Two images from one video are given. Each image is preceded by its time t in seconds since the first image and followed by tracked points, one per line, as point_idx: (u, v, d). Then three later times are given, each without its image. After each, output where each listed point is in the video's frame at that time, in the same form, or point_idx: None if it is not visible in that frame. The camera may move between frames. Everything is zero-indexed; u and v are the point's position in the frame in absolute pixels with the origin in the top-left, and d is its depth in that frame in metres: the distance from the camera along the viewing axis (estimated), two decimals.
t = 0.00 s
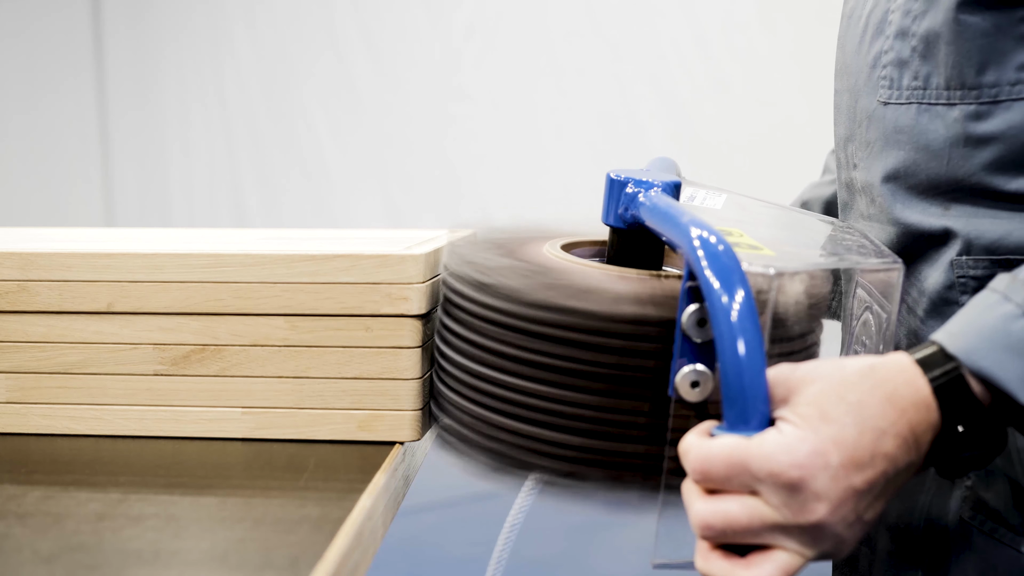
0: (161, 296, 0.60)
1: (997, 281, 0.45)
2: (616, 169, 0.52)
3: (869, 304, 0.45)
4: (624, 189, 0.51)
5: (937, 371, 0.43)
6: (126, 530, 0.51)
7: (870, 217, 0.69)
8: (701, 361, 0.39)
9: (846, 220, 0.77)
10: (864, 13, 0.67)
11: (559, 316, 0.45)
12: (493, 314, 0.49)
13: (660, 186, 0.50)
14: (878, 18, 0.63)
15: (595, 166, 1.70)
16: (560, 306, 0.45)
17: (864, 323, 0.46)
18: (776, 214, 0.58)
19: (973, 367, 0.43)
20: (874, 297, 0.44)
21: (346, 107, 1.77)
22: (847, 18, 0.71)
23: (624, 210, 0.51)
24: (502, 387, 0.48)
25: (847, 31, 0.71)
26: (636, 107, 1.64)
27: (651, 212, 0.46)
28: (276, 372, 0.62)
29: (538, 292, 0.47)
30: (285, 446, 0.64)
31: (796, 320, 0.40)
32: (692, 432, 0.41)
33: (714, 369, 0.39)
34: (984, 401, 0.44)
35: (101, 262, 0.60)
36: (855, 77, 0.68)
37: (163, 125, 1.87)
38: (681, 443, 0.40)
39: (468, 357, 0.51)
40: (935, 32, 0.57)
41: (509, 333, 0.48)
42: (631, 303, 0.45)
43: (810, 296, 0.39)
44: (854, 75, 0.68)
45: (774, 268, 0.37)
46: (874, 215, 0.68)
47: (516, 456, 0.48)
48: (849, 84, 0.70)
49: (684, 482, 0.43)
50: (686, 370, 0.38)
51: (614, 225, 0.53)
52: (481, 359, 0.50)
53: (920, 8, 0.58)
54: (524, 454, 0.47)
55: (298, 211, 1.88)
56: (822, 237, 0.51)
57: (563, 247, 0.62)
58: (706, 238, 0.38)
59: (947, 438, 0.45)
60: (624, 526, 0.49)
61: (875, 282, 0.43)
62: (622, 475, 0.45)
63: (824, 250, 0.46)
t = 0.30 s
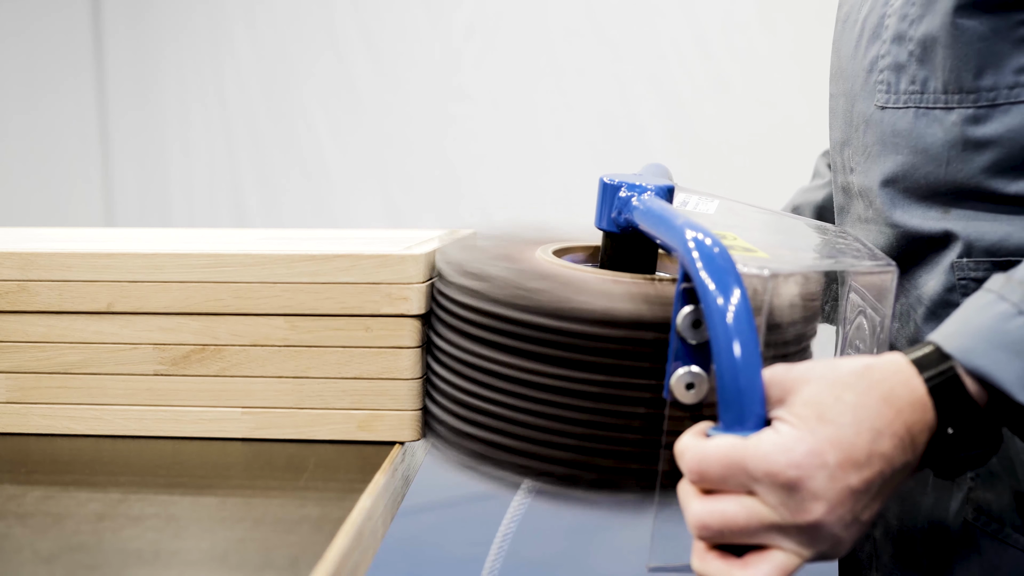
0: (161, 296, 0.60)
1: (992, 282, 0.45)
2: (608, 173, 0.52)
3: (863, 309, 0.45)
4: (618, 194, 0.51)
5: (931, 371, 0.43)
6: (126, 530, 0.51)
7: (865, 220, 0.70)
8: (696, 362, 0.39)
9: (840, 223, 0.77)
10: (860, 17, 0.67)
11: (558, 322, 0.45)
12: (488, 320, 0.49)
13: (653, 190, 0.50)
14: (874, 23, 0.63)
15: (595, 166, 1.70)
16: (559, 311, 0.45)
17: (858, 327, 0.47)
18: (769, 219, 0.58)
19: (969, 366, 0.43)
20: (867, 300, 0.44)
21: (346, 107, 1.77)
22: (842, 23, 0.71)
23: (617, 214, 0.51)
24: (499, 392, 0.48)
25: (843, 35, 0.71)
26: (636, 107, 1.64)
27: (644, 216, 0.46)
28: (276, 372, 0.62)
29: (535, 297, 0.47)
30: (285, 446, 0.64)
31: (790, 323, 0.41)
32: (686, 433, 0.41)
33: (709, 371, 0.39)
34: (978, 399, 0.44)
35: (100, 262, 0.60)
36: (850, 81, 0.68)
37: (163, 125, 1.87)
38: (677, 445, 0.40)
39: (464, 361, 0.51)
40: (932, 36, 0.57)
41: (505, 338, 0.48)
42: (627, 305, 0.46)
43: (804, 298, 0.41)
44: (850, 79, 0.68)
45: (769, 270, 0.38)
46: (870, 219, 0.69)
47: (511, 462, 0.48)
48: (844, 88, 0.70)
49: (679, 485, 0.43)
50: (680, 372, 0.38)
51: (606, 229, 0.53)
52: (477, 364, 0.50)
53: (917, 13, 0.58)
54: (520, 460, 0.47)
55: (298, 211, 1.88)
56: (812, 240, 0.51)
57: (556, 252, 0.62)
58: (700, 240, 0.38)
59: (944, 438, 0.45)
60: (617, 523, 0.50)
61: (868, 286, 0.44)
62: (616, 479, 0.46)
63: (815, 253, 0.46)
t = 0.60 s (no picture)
0: (161, 296, 0.60)
1: (986, 283, 0.45)
2: (606, 172, 0.52)
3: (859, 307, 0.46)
4: (615, 193, 0.51)
5: (926, 372, 0.43)
6: (126, 530, 0.51)
7: (862, 220, 0.70)
8: (692, 362, 0.39)
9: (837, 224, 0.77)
10: (855, 18, 0.67)
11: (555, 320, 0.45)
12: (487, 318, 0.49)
13: (651, 189, 0.50)
14: (869, 24, 0.64)
15: (595, 167, 1.70)
16: (555, 309, 0.46)
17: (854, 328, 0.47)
18: (765, 217, 0.58)
19: (965, 368, 0.43)
20: (863, 301, 0.45)
21: (346, 107, 1.77)
22: (837, 25, 0.72)
23: (615, 213, 0.51)
24: (499, 391, 0.48)
25: (838, 38, 0.71)
26: (636, 107, 1.64)
27: (642, 215, 0.46)
28: (276, 372, 0.62)
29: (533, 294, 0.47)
30: (285, 446, 0.64)
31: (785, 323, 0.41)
32: (682, 432, 0.42)
33: (704, 372, 0.39)
34: (973, 401, 0.44)
35: (100, 262, 0.60)
36: (845, 83, 0.68)
37: (163, 125, 1.87)
38: (673, 443, 0.41)
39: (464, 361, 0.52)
40: (927, 37, 0.57)
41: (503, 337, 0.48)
42: (625, 304, 0.45)
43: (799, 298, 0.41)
44: (845, 80, 0.68)
45: (766, 270, 0.38)
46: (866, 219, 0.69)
47: (510, 461, 0.48)
48: (840, 90, 0.70)
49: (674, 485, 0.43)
50: (676, 371, 0.38)
51: (604, 227, 0.53)
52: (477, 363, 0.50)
53: (911, 14, 0.58)
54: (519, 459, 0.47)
55: (297, 211, 1.88)
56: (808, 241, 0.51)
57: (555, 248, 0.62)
58: (697, 239, 0.38)
59: (937, 440, 0.45)
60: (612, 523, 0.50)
61: (864, 286, 0.44)
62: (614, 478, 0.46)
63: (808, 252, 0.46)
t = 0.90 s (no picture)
0: (160, 296, 0.60)
1: (981, 297, 0.45)
2: (603, 169, 0.52)
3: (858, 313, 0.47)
4: (612, 189, 0.51)
5: (926, 387, 0.44)
6: (126, 530, 0.51)
7: (861, 222, 0.71)
8: (687, 371, 0.39)
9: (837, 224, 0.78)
10: (854, 22, 0.67)
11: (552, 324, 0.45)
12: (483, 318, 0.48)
13: (648, 187, 0.50)
14: (868, 29, 0.64)
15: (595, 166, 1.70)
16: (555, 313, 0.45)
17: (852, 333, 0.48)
18: (761, 216, 0.59)
19: (965, 383, 0.43)
20: (861, 306, 0.47)
21: (346, 108, 1.77)
22: (836, 28, 0.72)
23: (610, 210, 0.51)
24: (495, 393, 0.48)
25: (836, 40, 0.71)
26: (636, 107, 1.64)
27: (637, 216, 0.46)
28: (276, 372, 0.62)
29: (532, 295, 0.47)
30: (285, 446, 0.64)
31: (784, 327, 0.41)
32: (673, 445, 0.41)
33: (698, 380, 0.39)
34: (975, 417, 0.44)
35: (100, 262, 0.60)
36: (843, 86, 0.68)
37: (163, 125, 1.87)
38: (665, 458, 0.41)
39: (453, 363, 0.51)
40: (924, 44, 0.57)
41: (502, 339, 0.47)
42: (621, 307, 0.46)
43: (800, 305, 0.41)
44: (844, 84, 0.68)
45: (765, 279, 0.39)
46: (866, 221, 0.69)
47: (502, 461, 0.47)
48: (838, 93, 0.70)
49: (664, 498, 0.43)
50: (670, 380, 0.38)
51: (600, 226, 0.53)
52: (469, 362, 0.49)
53: (908, 21, 0.58)
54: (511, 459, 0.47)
55: (297, 211, 1.88)
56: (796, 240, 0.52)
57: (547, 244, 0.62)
58: (692, 244, 0.39)
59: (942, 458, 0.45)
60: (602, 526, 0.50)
61: (864, 291, 0.46)
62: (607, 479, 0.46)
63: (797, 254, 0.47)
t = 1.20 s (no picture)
0: (160, 296, 0.60)
1: (1000, 293, 0.46)
2: (602, 168, 0.53)
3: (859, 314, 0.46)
4: (613, 188, 0.51)
5: (944, 382, 0.44)
6: (126, 530, 0.51)
7: (865, 224, 0.70)
8: (703, 369, 0.38)
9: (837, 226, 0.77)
10: (859, 21, 0.67)
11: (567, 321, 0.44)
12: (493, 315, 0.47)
13: (650, 186, 0.50)
14: (875, 28, 0.63)
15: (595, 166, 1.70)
16: (569, 309, 0.45)
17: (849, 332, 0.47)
18: (752, 217, 0.62)
19: (986, 378, 0.43)
20: (862, 307, 0.45)
21: (346, 108, 1.76)
22: (838, 28, 0.71)
23: (611, 209, 0.51)
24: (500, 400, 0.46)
25: (839, 40, 0.71)
26: (636, 107, 1.63)
27: (642, 213, 0.46)
28: (276, 372, 0.62)
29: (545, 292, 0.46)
30: (285, 446, 0.64)
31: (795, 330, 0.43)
32: (691, 445, 0.40)
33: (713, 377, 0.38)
34: (995, 413, 0.44)
35: (100, 263, 0.60)
36: (849, 86, 0.67)
37: (163, 125, 1.87)
38: (685, 456, 0.40)
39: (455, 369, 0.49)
40: (938, 42, 0.57)
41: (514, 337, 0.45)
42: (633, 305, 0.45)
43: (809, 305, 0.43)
44: (848, 83, 0.67)
45: (777, 276, 0.40)
46: (870, 222, 0.69)
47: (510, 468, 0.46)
48: (842, 93, 0.69)
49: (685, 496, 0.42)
50: (683, 379, 0.38)
51: (599, 224, 0.53)
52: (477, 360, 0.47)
53: (921, 19, 0.58)
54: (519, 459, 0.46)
55: (297, 211, 1.88)
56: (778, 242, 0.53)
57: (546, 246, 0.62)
58: (706, 240, 0.38)
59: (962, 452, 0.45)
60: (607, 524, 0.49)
61: (864, 294, 0.45)
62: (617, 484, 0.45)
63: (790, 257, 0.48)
